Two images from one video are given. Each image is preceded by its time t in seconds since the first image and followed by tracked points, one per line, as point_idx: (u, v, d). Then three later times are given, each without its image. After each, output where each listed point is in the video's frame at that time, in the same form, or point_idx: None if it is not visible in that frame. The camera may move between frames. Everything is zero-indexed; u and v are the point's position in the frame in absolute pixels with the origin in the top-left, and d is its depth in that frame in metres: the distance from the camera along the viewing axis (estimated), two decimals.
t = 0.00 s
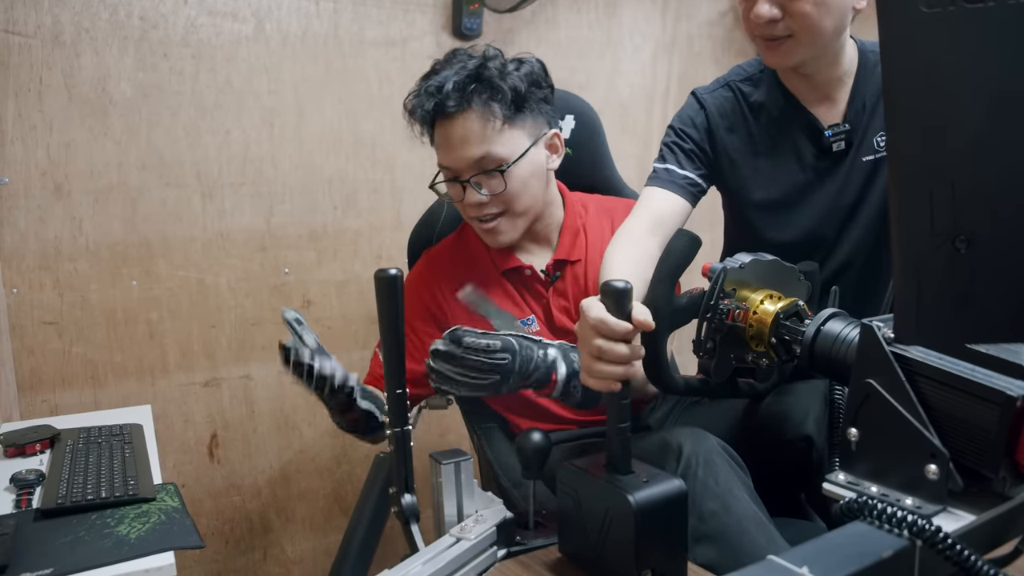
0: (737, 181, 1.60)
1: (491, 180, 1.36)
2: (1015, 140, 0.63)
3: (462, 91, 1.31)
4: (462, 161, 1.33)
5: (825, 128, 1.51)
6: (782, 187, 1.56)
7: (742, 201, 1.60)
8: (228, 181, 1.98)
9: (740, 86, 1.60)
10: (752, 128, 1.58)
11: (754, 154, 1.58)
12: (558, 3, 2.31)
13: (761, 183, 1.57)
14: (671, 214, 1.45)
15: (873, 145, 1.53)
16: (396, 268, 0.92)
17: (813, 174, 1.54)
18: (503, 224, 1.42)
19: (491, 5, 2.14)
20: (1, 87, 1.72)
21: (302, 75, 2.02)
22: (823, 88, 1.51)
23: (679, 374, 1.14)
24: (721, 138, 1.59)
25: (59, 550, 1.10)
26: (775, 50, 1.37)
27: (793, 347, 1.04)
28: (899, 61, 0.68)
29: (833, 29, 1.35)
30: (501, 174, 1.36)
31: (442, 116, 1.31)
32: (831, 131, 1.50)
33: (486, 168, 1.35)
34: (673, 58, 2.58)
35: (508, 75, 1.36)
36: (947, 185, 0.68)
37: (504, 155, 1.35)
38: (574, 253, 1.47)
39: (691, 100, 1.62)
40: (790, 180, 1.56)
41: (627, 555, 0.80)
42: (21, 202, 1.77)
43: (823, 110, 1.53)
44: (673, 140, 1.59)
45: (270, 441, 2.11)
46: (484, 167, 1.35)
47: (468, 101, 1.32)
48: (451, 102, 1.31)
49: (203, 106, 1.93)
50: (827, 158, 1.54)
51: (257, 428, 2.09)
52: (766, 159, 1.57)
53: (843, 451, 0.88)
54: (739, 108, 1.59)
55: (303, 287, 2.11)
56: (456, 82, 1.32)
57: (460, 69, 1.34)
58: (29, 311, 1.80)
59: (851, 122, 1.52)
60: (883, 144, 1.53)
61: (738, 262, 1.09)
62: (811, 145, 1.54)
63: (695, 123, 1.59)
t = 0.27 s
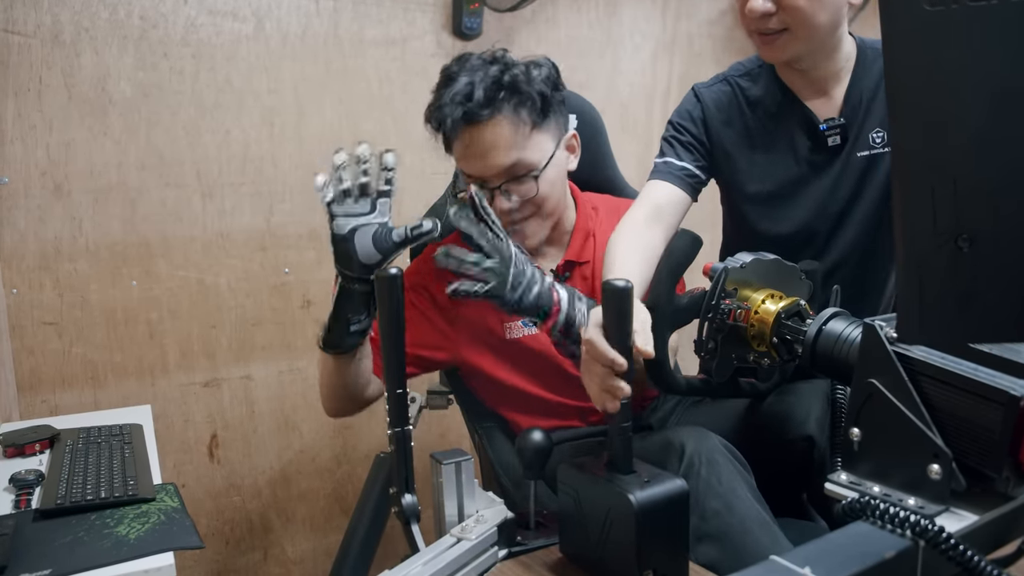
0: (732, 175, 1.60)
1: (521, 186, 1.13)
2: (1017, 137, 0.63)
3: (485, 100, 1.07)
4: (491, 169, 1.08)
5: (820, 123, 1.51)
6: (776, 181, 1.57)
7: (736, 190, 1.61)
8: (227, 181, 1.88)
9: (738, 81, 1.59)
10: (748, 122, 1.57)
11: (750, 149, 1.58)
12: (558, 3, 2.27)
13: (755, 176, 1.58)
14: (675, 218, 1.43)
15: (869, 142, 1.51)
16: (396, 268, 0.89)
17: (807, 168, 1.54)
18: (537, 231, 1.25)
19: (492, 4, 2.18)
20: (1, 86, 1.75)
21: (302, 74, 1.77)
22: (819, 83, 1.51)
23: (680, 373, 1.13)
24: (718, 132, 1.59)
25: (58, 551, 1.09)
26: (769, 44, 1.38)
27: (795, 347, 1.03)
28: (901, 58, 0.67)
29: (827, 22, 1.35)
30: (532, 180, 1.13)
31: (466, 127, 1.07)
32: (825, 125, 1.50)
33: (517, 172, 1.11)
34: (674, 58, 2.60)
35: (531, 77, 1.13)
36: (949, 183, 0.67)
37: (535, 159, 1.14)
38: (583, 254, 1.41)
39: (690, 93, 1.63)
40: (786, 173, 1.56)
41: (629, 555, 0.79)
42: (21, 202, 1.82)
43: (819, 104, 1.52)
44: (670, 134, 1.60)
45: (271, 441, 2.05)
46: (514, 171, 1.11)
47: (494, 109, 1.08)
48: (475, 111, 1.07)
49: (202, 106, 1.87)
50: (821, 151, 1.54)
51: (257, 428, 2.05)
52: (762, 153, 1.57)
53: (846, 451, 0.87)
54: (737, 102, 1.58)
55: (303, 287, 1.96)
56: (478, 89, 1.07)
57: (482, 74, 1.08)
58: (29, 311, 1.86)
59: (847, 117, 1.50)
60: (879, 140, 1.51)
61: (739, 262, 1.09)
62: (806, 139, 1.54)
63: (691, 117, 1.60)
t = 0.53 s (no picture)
0: (728, 173, 1.61)
1: (540, 140, 1.18)
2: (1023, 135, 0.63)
3: (512, 60, 1.19)
4: (513, 120, 1.16)
5: (818, 121, 1.51)
6: (773, 179, 1.57)
7: (735, 189, 1.61)
8: (227, 180, 1.97)
9: (736, 80, 1.61)
10: (745, 121, 1.59)
11: (747, 147, 1.59)
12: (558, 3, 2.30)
13: (752, 174, 1.58)
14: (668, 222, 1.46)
15: (868, 140, 1.50)
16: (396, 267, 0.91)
17: (806, 167, 1.54)
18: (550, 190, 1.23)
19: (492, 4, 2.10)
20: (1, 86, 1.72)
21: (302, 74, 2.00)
22: (818, 82, 1.50)
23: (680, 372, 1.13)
24: (714, 129, 1.61)
25: (58, 551, 1.09)
26: (768, 43, 1.37)
27: (797, 346, 1.03)
28: (906, 55, 0.67)
29: (825, 20, 1.35)
30: (552, 136, 1.19)
31: (493, 83, 1.17)
32: (823, 123, 1.50)
33: (537, 128, 1.18)
34: (674, 59, 2.58)
35: (550, 51, 1.26)
36: (953, 182, 0.67)
37: (551, 116, 1.19)
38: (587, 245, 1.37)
39: (689, 93, 1.66)
40: (784, 173, 1.56)
41: (629, 556, 0.79)
42: (21, 202, 1.77)
43: (817, 103, 1.53)
44: (668, 135, 1.64)
45: (270, 442, 2.10)
46: (534, 126, 1.17)
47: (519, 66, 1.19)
48: (501, 66, 1.18)
49: (203, 105, 1.92)
50: (819, 151, 1.53)
51: (257, 428, 2.09)
52: (759, 151, 1.58)
53: (848, 451, 0.87)
54: (734, 101, 1.60)
55: (303, 287, 2.10)
56: (505, 51, 1.20)
57: (507, 41, 1.22)
58: (29, 310, 1.80)
59: (846, 116, 1.50)
60: (878, 139, 1.50)
61: (741, 260, 1.08)
62: (804, 137, 1.54)
63: (688, 117, 1.64)
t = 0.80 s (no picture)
0: (730, 173, 1.61)
1: (553, 147, 1.24)
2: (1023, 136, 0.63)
3: (531, 65, 1.21)
4: (529, 125, 1.22)
5: (818, 120, 1.51)
6: (773, 179, 1.57)
7: (735, 188, 1.61)
8: (228, 179, 1.93)
9: (737, 80, 1.61)
10: (746, 121, 1.59)
11: (748, 147, 1.60)
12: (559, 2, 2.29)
13: (753, 174, 1.59)
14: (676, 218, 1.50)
15: (868, 139, 1.50)
16: (396, 266, 0.92)
17: (806, 167, 1.54)
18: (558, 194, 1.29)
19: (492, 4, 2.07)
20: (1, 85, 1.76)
21: (302, 74, 1.77)
22: (818, 80, 1.51)
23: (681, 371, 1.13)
24: (715, 129, 1.61)
25: (58, 551, 1.09)
26: (768, 44, 1.38)
27: (798, 344, 1.04)
28: (907, 55, 0.66)
29: (825, 19, 1.35)
30: (565, 142, 1.25)
31: (510, 89, 1.20)
32: (823, 122, 1.50)
33: (551, 134, 1.23)
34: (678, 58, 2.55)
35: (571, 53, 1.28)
36: (954, 181, 0.67)
37: (566, 123, 1.25)
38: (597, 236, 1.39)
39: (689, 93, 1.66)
40: (784, 172, 1.56)
41: (630, 555, 0.79)
42: (21, 202, 1.82)
43: (818, 102, 1.53)
44: (669, 135, 1.64)
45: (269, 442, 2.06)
46: (547, 133, 1.23)
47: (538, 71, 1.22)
48: (520, 70, 1.20)
49: (203, 105, 1.87)
50: (820, 151, 1.53)
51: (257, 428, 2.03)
52: (759, 151, 1.59)
53: (849, 450, 0.87)
54: (735, 101, 1.60)
55: (303, 287, 2.01)
56: (526, 54, 1.22)
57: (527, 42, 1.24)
58: (29, 311, 1.87)
59: (846, 115, 1.51)
60: (878, 138, 1.50)
61: (744, 259, 1.08)
62: (804, 136, 1.54)
63: (689, 117, 1.64)
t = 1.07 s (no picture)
0: (733, 174, 1.60)
1: (553, 145, 1.38)
2: None
3: (533, 64, 1.36)
4: (528, 123, 1.36)
5: (819, 121, 1.50)
6: (775, 179, 1.56)
7: (736, 189, 1.61)
8: (227, 179, 1.97)
9: (738, 81, 1.60)
10: (749, 121, 1.58)
11: (750, 148, 1.58)
12: (558, 2, 2.31)
13: (755, 174, 1.58)
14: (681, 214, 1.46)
15: (869, 139, 1.52)
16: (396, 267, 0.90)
17: (807, 166, 1.54)
18: (558, 190, 1.43)
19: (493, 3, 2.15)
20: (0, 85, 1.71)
21: (302, 75, 2.02)
22: (818, 81, 1.51)
23: (681, 372, 1.12)
24: (718, 130, 1.59)
25: (57, 551, 1.09)
26: (767, 44, 1.38)
27: (797, 345, 1.03)
28: (906, 55, 0.66)
29: (823, 17, 1.35)
30: (564, 140, 1.39)
31: (512, 87, 1.35)
32: (824, 123, 1.49)
33: (550, 133, 1.38)
34: (675, 58, 2.57)
35: (572, 55, 1.43)
36: (954, 181, 0.67)
37: (565, 122, 1.39)
38: (599, 235, 1.50)
39: (691, 94, 1.64)
40: (785, 173, 1.56)
41: (630, 555, 0.79)
42: (21, 201, 1.77)
43: (818, 103, 1.52)
44: (673, 135, 1.62)
45: (270, 441, 2.10)
46: (547, 131, 1.37)
47: (539, 71, 1.37)
48: (521, 70, 1.35)
49: (203, 104, 1.92)
50: (820, 151, 1.53)
51: (257, 427, 2.08)
52: (761, 152, 1.57)
53: (848, 451, 0.87)
54: (737, 101, 1.59)
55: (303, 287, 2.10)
56: (528, 56, 1.37)
57: (530, 45, 1.38)
58: (29, 310, 1.79)
59: (846, 115, 1.50)
60: (878, 138, 1.52)
61: (743, 259, 1.08)
62: (805, 136, 1.53)
63: (692, 117, 1.62)
